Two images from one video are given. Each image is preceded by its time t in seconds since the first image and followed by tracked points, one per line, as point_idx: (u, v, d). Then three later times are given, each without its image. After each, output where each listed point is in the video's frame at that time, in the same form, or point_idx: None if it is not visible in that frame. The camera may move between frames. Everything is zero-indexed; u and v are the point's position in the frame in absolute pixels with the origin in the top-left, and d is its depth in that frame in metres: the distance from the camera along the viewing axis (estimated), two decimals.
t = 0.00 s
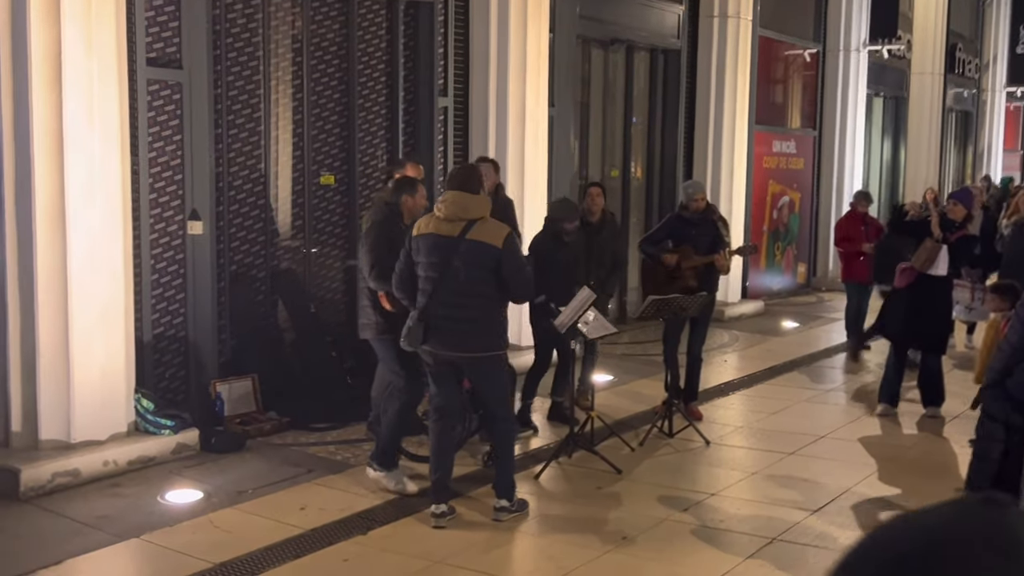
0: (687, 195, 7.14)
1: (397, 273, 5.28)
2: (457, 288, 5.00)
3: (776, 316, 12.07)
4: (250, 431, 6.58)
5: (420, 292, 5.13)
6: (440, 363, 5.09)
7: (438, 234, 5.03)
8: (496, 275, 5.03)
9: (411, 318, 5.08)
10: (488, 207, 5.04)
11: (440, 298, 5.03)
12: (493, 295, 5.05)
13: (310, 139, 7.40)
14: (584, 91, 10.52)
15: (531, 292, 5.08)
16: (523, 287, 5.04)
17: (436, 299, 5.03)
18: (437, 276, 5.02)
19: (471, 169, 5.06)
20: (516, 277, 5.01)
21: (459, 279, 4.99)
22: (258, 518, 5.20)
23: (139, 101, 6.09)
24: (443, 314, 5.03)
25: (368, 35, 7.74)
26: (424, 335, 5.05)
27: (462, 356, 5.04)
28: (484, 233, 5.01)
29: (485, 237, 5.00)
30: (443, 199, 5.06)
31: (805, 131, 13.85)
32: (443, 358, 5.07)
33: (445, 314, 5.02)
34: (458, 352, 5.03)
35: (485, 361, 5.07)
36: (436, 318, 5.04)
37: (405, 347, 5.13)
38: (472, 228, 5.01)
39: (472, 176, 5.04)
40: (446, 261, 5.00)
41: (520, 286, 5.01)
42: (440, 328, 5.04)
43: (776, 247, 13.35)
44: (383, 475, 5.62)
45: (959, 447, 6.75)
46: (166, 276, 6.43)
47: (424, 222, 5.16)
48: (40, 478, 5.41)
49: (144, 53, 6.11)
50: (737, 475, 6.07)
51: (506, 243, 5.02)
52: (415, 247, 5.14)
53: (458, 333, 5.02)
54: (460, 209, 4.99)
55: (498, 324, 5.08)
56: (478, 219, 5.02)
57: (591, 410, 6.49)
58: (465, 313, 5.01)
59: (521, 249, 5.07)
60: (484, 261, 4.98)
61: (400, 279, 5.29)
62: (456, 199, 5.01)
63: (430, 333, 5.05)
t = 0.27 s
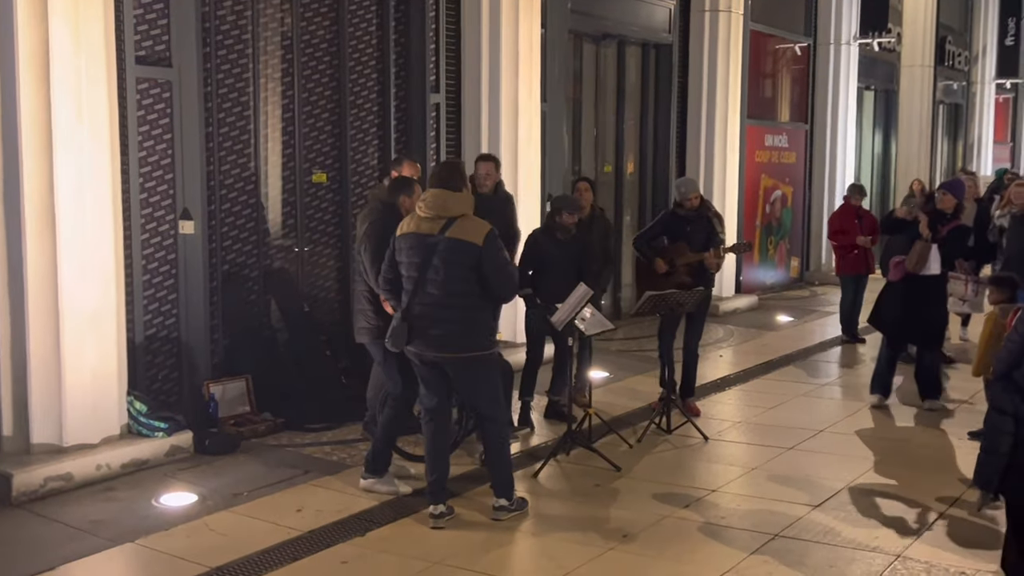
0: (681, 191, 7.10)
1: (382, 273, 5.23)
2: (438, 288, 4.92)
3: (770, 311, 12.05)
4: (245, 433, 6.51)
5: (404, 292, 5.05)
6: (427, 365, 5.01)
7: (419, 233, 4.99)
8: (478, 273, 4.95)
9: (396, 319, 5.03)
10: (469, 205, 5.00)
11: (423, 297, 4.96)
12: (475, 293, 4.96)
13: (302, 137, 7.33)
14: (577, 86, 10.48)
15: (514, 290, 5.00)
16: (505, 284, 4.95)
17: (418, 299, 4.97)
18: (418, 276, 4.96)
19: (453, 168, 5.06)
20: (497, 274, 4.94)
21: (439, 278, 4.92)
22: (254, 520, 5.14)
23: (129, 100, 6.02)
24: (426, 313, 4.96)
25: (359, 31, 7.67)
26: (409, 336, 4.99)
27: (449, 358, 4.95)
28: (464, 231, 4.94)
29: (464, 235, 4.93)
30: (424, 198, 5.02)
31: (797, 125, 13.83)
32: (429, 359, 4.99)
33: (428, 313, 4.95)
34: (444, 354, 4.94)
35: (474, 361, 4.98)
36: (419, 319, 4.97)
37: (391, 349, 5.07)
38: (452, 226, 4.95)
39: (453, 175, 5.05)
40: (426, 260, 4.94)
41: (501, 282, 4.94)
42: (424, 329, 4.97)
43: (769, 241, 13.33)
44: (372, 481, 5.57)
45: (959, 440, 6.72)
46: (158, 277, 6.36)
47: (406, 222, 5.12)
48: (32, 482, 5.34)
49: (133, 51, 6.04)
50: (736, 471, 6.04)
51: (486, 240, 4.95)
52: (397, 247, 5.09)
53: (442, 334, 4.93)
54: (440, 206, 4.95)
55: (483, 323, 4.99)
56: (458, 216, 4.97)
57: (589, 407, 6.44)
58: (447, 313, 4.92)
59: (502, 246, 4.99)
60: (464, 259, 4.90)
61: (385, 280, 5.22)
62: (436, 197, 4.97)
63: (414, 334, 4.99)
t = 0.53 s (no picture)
0: (651, 190, 7.11)
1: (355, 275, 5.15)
2: (406, 291, 4.88)
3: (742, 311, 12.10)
4: (219, 441, 6.43)
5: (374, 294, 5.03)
6: (399, 370, 4.97)
7: (389, 235, 4.94)
8: (447, 276, 4.91)
9: (366, 322, 5.00)
10: (440, 206, 4.95)
11: (392, 301, 4.92)
12: (444, 296, 4.92)
13: (274, 141, 7.25)
14: (549, 88, 10.47)
15: (484, 292, 4.95)
16: (473, 286, 4.90)
17: (387, 302, 4.94)
18: (387, 279, 4.92)
19: (425, 166, 4.97)
20: (465, 275, 4.88)
21: (407, 280, 4.88)
22: (231, 530, 5.07)
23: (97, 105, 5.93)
24: (397, 318, 4.91)
25: (330, 34, 7.60)
26: (378, 340, 4.97)
27: (421, 362, 4.89)
28: (432, 233, 4.88)
29: (432, 237, 4.87)
30: (394, 199, 4.97)
31: (766, 126, 13.92)
32: (400, 364, 4.94)
33: (397, 316, 4.91)
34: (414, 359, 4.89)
35: (447, 364, 4.93)
36: (388, 322, 4.94)
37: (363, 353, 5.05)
38: (420, 228, 4.89)
39: (423, 174, 4.95)
40: (394, 263, 4.90)
41: (469, 284, 4.89)
42: (393, 332, 4.93)
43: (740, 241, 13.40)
44: (349, 488, 5.51)
45: (934, 437, 6.77)
46: (128, 284, 6.26)
47: (378, 223, 5.07)
48: (3, 495, 5.23)
49: (101, 55, 5.95)
50: (714, 472, 6.03)
51: (455, 242, 4.89)
52: (368, 250, 5.05)
53: (411, 338, 4.88)
54: (409, 208, 4.89)
55: (452, 326, 4.94)
56: (426, 217, 4.91)
57: (567, 410, 6.43)
58: (415, 316, 4.88)
59: (472, 247, 4.94)
60: (432, 261, 4.86)
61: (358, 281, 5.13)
62: (405, 198, 4.91)
63: (383, 337, 4.97)
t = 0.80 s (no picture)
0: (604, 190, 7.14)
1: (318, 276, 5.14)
2: (368, 292, 4.82)
3: (705, 312, 12.16)
4: (179, 446, 6.32)
5: (337, 295, 4.97)
6: (361, 373, 4.93)
7: (350, 235, 4.89)
8: (409, 277, 4.83)
9: (328, 323, 4.95)
10: (402, 205, 4.89)
11: (353, 301, 4.87)
12: (406, 297, 4.85)
13: (234, 141, 7.15)
14: (513, 90, 10.45)
15: (446, 294, 4.87)
16: (435, 287, 4.82)
17: (350, 303, 4.88)
18: (348, 280, 4.87)
19: (388, 166, 4.91)
20: (427, 276, 4.80)
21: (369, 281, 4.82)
22: (193, 537, 4.98)
23: (54, 104, 5.80)
24: (359, 320, 4.85)
25: (292, 33, 7.52)
26: (341, 342, 4.94)
27: (384, 365, 4.84)
28: (394, 232, 4.82)
29: (394, 236, 4.81)
30: (356, 198, 4.91)
31: (727, 128, 14.01)
32: (362, 367, 4.90)
33: (358, 317, 4.86)
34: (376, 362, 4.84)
35: (410, 368, 4.87)
36: (349, 323, 4.89)
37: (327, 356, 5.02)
38: (382, 228, 4.83)
39: (386, 173, 4.90)
40: (356, 263, 4.84)
41: (432, 285, 4.81)
42: (354, 334, 4.88)
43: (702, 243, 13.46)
44: (312, 493, 5.44)
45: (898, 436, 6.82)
46: (86, 286, 6.14)
47: (340, 224, 5.02)
48: None
49: (58, 53, 5.83)
50: (680, 473, 6.03)
51: (416, 242, 4.82)
52: (330, 250, 4.99)
53: (374, 341, 4.83)
54: (371, 208, 4.84)
55: (414, 328, 4.87)
56: (388, 217, 4.85)
57: (533, 412, 6.41)
58: (377, 317, 4.82)
59: (435, 247, 4.86)
60: (393, 261, 4.79)
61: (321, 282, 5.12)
62: (367, 198, 4.86)
63: (345, 340, 4.92)
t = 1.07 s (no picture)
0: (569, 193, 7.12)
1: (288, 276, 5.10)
2: (345, 291, 4.79)
3: (678, 315, 12.20)
4: (149, 447, 6.26)
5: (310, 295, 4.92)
6: (333, 371, 4.89)
7: (325, 234, 4.84)
8: (388, 275, 4.83)
9: (301, 323, 4.89)
10: (377, 204, 4.88)
11: (329, 301, 4.83)
12: (384, 296, 4.83)
13: (206, 138, 7.08)
14: (488, 91, 10.44)
15: (425, 292, 4.89)
16: (413, 286, 4.83)
17: (325, 302, 4.84)
18: (323, 279, 4.83)
19: (362, 164, 4.91)
20: (406, 275, 4.81)
21: (345, 279, 4.79)
22: (163, 539, 4.92)
23: (24, 100, 5.73)
24: (335, 319, 4.82)
25: (265, 31, 7.47)
26: (314, 341, 4.87)
27: (357, 363, 4.81)
28: (373, 230, 4.81)
29: (373, 234, 4.80)
30: (331, 197, 4.87)
31: (700, 132, 14.07)
32: (335, 365, 4.85)
33: (333, 315, 4.82)
34: (351, 359, 4.81)
35: (384, 368, 4.85)
36: (324, 322, 4.84)
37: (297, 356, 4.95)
38: (359, 227, 4.81)
39: (362, 171, 4.87)
40: (333, 261, 4.79)
41: (410, 284, 4.82)
42: (329, 333, 4.83)
43: (675, 246, 13.51)
44: (284, 495, 5.40)
45: (868, 440, 6.87)
46: (54, 285, 6.06)
47: (312, 222, 4.97)
48: None
49: (28, 48, 5.76)
50: (653, 475, 6.04)
51: (396, 240, 4.83)
52: (303, 249, 4.94)
53: (349, 340, 4.80)
54: (348, 206, 4.81)
55: (390, 327, 4.86)
56: (367, 215, 4.84)
57: (507, 414, 6.39)
58: (354, 316, 4.80)
59: (413, 246, 4.87)
60: (372, 260, 4.78)
61: (291, 282, 5.09)
62: (343, 196, 4.82)
63: (320, 339, 4.86)
